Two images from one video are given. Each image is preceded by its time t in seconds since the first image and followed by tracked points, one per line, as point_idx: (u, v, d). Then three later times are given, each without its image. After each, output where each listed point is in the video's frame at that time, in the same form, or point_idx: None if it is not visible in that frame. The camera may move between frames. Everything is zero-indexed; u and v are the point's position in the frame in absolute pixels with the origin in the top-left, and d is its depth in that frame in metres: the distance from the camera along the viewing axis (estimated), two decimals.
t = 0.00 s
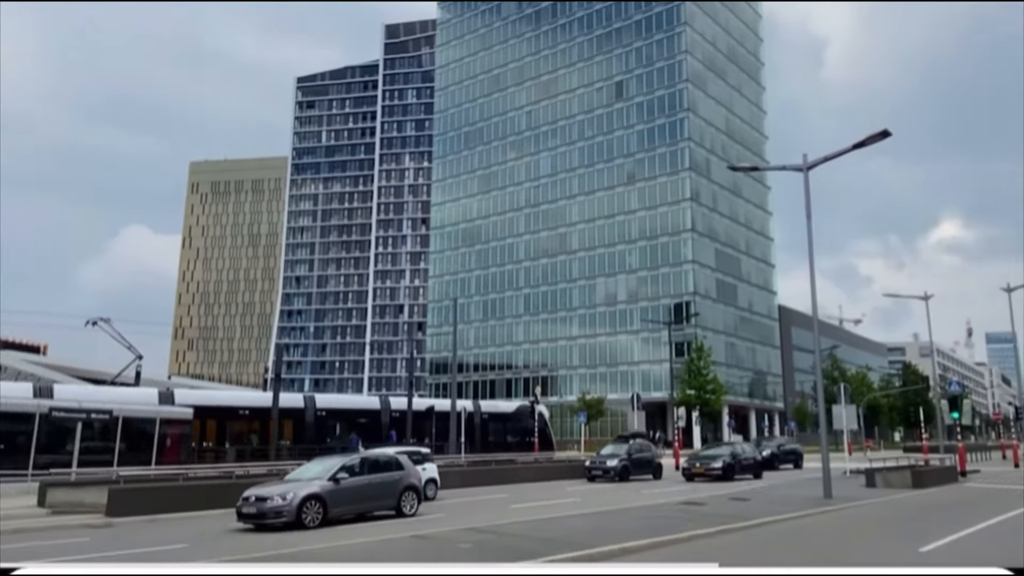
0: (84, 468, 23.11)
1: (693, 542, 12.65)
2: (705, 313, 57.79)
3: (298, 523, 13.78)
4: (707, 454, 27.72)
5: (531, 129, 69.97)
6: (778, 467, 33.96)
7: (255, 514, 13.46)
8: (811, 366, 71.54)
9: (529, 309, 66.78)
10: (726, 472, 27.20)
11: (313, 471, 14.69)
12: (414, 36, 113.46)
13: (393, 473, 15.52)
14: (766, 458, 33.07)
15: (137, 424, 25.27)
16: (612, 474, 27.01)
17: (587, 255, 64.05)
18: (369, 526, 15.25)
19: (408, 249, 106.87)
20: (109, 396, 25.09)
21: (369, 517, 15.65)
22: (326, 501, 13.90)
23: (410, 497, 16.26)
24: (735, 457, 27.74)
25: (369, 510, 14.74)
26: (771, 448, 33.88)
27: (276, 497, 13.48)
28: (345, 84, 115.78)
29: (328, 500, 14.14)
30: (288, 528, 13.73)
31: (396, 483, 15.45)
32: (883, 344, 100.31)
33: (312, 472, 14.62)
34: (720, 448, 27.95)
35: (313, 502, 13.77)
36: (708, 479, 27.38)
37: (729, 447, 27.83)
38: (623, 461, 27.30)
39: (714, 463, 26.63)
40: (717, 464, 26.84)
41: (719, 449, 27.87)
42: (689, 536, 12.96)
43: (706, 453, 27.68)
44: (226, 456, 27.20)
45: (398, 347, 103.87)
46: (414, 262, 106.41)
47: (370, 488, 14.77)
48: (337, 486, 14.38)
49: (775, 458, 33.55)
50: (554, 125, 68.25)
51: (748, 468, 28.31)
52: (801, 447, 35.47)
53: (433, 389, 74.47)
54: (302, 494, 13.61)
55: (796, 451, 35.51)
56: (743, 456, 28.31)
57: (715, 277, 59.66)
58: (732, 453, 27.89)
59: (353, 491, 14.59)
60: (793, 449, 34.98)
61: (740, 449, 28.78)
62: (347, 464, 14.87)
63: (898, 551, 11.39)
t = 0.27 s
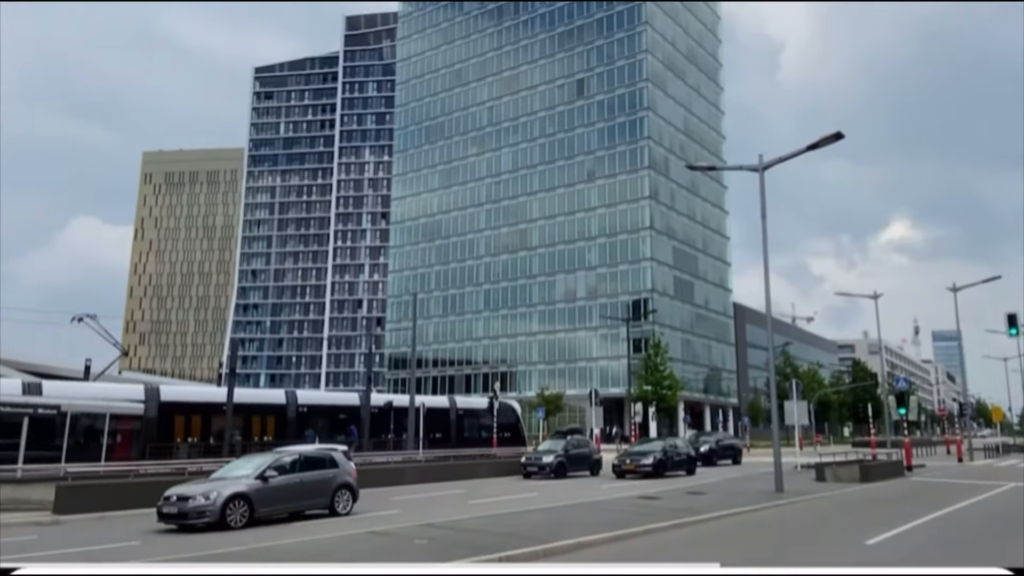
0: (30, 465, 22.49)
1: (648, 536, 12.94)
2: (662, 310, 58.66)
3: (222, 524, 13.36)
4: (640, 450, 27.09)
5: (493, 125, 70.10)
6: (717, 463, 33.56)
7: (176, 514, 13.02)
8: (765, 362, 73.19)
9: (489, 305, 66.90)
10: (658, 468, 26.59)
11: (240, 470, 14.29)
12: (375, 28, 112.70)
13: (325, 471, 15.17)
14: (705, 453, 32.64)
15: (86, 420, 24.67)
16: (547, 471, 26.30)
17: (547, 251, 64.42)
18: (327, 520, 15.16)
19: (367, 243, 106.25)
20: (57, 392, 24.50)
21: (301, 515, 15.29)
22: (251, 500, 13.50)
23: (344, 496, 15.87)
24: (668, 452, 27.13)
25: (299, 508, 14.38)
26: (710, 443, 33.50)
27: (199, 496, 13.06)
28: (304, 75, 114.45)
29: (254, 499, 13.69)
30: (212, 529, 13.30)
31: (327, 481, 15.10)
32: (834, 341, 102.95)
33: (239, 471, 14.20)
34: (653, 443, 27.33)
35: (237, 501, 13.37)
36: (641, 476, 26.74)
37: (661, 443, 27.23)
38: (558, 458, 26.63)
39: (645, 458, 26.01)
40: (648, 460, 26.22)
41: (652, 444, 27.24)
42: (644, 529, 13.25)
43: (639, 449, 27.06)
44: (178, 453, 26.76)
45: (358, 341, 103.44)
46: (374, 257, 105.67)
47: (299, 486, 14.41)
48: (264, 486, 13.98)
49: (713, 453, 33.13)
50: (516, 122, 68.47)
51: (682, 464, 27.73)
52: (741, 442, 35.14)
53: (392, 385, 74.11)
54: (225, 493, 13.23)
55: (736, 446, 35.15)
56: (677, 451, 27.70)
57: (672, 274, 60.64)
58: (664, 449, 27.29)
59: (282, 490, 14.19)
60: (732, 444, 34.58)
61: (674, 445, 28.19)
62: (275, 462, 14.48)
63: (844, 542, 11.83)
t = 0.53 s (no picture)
0: None
1: (604, 531, 12.94)
2: (622, 307, 59.07)
3: (144, 525, 12.23)
4: (573, 447, 26.14)
5: (455, 120, 69.71)
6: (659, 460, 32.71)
7: (94, 515, 11.89)
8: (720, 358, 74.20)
9: (450, 301, 66.56)
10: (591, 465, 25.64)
11: (167, 467, 13.14)
12: (337, 20, 111.41)
13: (260, 469, 14.13)
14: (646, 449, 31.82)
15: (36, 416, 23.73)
16: (483, 468, 25.28)
17: (508, 247, 64.31)
18: (281, 518, 14.81)
19: (327, 237, 104.53)
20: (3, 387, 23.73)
21: (233, 517, 14.15)
22: (177, 500, 12.38)
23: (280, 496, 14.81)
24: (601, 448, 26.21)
25: (229, 509, 13.28)
26: (651, 439, 32.70)
27: (120, 496, 11.93)
28: (264, 66, 112.79)
29: (181, 498, 12.58)
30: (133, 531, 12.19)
31: (262, 480, 13.96)
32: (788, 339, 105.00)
33: (165, 468, 13.05)
34: (586, 439, 26.40)
35: (160, 501, 12.22)
36: (574, 472, 25.77)
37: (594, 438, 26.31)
38: (495, 454, 25.67)
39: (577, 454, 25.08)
40: (580, 456, 25.26)
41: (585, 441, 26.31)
42: (601, 524, 13.25)
43: (572, 446, 26.08)
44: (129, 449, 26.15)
45: (316, 337, 101.52)
46: (333, 252, 104.09)
47: (231, 485, 13.27)
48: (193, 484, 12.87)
49: (654, 449, 32.33)
50: (478, 117, 68.20)
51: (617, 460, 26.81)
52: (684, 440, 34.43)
53: (351, 381, 73.26)
54: (148, 492, 12.10)
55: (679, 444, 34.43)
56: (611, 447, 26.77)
57: (632, 272, 61.01)
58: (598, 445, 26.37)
59: (213, 489, 13.09)
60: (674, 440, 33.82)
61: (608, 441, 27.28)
62: (206, 459, 13.37)
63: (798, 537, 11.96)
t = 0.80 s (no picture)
0: None
1: (562, 527, 13.02)
2: (583, 305, 59.49)
3: (61, 527, 11.61)
4: (510, 443, 24.62)
5: (417, 115, 69.29)
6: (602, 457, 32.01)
7: (7, 516, 11.27)
8: (678, 356, 75.24)
9: (411, 297, 66.20)
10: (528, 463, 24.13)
11: (89, 465, 12.49)
12: (298, 12, 110.40)
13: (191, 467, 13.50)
14: (588, 446, 31.15)
15: None
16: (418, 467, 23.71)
17: (470, 244, 64.21)
18: (233, 516, 14.60)
19: (286, 231, 103.64)
20: None
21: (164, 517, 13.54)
22: (96, 501, 11.76)
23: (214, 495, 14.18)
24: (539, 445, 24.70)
25: (156, 510, 12.66)
26: (594, 436, 32.03)
27: (34, 497, 11.30)
28: (222, 56, 111.02)
29: (102, 499, 11.95)
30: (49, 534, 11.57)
31: (190, 479, 13.29)
32: (744, 337, 106.97)
33: (87, 466, 12.41)
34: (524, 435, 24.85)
35: (78, 501, 11.59)
36: (509, 471, 24.32)
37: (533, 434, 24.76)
38: (431, 452, 24.14)
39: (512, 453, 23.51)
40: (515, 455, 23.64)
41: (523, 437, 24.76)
42: (557, 520, 13.37)
43: (508, 443, 24.51)
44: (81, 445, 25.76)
45: (274, 332, 100.72)
46: (292, 246, 103.15)
47: (155, 485, 12.62)
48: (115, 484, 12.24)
49: (597, 446, 31.60)
50: (441, 112, 67.92)
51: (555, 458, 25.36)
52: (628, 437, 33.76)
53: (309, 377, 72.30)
54: (65, 492, 11.46)
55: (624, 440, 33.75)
56: (550, 443, 25.29)
57: (593, 270, 61.50)
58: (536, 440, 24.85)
59: (138, 489, 12.47)
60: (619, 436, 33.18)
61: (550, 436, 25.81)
62: (132, 457, 12.74)
63: (749, 531, 12.23)
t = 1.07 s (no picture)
0: None
1: (521, 524, 13.07)
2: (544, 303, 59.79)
3: None
4: (443, 442, 23.63)
5: (379, 110, 68.65)
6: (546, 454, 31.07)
7: None
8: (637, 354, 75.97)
9: (371, 293, 65.68)
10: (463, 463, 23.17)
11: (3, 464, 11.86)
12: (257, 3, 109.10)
13: (114, 467, 12.90)
14: (532, 444, 30.21)
15: None
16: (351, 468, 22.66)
17: (431, 240, 64.01)
18: (186, 514, 14.35)
19: (243, 226, 102.91)
20: None
21: (88, 520, 12.94)
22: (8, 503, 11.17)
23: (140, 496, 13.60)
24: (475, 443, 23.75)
25: (76, 512, 12.07)
26: (539, 433, 31.10)
27: None
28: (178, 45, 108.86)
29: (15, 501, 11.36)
30: None
31: (113, 479, 12.69)
32: (701, 335, 108.46)
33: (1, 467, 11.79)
34: (458, 434, 23.85)
35: None
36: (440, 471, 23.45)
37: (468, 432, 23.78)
38: (364, 452, 23.12)
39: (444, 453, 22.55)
40: (447, 455, 22.67)
41: (457, 435, 23.76)
42: (516, 517, 13.46)
43: (441, 443, 23.48)
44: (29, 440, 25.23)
45: (230, 328, 99.29)
46: (250, 241, 102.47)
47: (74, 485, 12.01)
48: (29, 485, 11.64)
49: (541, 444, 30.68)
50: (403, 108, 67.49)
51: (493, 457, 24.43)
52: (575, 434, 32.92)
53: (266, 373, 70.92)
54: None
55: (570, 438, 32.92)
56: (486, 441, 24.34)
57: (554, 268, 61.87)
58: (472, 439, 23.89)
59: (56, 490, 11.87)
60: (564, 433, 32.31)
61: (487, 434, 24.87)
62: (49, 456, 12.12)
63: (705, 526, 12.49)
